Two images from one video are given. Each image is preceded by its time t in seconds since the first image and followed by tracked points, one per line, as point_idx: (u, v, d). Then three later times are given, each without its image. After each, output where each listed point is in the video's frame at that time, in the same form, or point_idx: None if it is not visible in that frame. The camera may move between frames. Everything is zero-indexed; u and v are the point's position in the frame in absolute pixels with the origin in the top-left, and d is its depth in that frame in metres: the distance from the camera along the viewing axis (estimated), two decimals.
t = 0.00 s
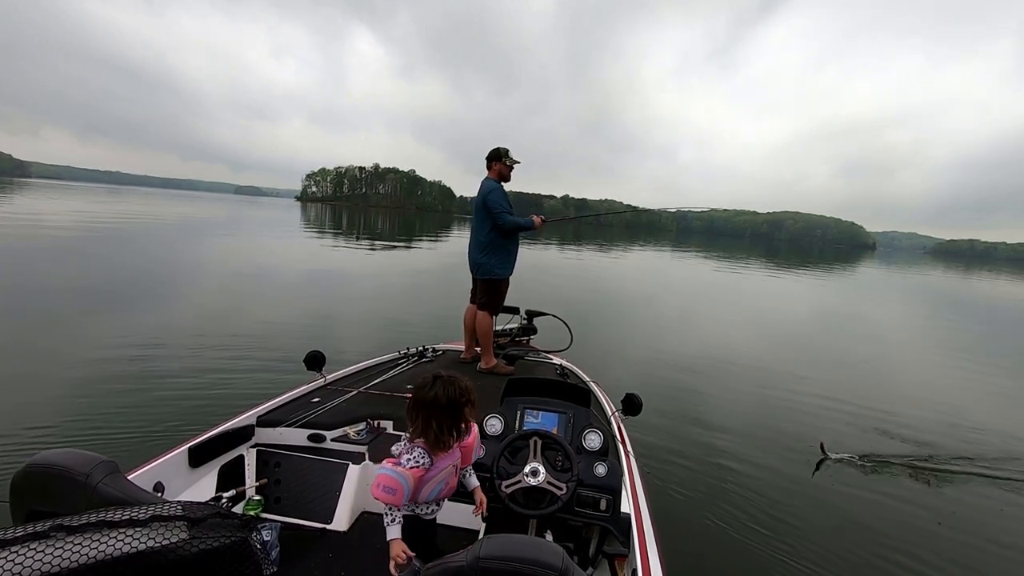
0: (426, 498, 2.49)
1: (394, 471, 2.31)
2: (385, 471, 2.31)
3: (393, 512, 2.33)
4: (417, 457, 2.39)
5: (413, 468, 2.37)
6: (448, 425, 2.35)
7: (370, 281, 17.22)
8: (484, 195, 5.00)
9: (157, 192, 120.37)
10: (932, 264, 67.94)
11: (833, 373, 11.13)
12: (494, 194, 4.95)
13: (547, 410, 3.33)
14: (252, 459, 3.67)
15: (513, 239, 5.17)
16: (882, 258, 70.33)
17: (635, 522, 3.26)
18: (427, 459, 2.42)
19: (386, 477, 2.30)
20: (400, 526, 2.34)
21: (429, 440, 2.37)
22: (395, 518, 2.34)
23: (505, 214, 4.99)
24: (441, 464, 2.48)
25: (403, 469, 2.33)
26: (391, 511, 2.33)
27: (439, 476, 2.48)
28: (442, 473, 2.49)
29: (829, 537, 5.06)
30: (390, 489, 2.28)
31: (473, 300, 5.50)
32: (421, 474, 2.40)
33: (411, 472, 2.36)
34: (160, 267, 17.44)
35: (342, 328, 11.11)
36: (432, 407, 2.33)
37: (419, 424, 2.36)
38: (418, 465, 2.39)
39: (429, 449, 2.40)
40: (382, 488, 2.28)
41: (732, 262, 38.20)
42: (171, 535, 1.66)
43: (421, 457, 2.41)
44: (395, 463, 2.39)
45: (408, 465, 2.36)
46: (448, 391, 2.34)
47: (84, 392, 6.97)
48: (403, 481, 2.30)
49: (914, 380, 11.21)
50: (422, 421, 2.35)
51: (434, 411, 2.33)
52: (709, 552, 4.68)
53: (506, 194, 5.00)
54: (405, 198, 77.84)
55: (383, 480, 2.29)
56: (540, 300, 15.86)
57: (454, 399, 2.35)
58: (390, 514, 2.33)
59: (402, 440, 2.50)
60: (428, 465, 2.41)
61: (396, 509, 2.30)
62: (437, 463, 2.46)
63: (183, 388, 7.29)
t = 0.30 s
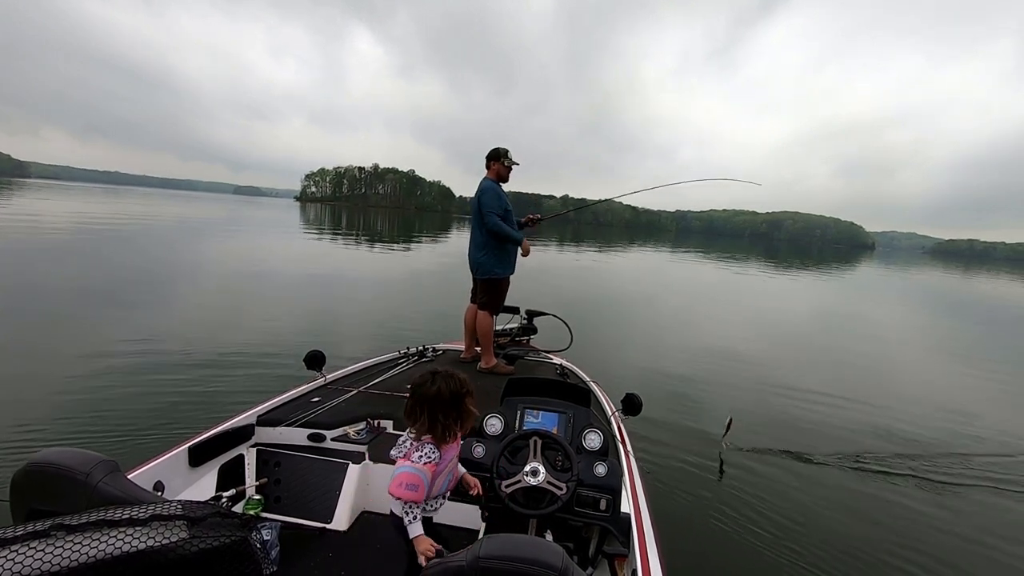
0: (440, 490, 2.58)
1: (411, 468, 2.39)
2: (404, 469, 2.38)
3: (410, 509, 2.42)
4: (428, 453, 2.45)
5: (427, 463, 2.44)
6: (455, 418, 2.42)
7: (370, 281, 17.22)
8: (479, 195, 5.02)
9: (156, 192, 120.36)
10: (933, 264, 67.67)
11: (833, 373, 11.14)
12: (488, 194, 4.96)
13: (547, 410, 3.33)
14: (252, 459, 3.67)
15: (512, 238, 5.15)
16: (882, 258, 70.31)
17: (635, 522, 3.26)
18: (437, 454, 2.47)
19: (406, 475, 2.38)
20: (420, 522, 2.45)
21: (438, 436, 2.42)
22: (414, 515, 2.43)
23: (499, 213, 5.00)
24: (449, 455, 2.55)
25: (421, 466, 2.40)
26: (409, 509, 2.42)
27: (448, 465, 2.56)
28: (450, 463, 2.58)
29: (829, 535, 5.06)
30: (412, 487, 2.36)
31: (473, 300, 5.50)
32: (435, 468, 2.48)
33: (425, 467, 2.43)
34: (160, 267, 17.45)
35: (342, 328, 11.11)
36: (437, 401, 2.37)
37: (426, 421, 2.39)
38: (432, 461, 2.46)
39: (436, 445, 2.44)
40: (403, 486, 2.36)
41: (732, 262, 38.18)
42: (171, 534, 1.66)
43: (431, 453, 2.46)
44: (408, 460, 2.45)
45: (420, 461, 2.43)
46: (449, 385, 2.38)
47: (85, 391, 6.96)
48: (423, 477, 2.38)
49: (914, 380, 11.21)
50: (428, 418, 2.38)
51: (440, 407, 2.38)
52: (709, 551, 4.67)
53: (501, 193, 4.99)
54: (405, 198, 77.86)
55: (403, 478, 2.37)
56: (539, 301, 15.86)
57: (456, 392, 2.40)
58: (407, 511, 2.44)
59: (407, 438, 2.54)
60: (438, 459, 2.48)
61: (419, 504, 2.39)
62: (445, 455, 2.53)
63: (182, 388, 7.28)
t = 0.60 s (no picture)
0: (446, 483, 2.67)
1: (436, 455, 2.47)
2: (430, 458, 2.45)
3: (433, 502, 2.49)
4: (441, 444, 2.54)
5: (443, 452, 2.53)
6: (460, 407, 2.60)
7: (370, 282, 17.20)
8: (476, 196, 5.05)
9: (156, 192, 120.35)
10: (933, 264, 67.69)
11: (833, 373, 11.15)
12: (484, 195, 4.99)
13: (548, 410, 3.33)
14: (252, 459, 3.67)
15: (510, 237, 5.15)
16: (882, 259, 70.32)
17: (635, 523, 3.27)
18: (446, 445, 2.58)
19: (433, 464, 2.44)
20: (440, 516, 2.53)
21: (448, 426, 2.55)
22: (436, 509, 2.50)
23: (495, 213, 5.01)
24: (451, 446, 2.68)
25: (442, 455, 2.49)
26: (432, 500, 2.49)
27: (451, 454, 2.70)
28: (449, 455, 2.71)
29: (830, 535, 5.05)
30: (441, 474, 2.44)
31: (473, 301, 5.49)
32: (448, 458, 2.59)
33: (444, 455, 2.52)
34: (160, 267, 17.44)
35: (342, 328, 11.10)
36: (444, 393, 2.55)
37: (434, 415, 2.52)
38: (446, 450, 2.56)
39: (447, 435, 2.56)
40: (433, 475, 2.42)
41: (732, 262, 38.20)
42: (171, 535, 1.66)
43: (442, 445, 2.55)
44: (425, 453, 2.49)
45: (437, 451, 2.51)
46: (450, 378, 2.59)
47: (84, 391, 6.96)
48: (446, 463, 2.49)
49: (914, 380, 11.22)
50: (437, 411, 2.52)
51: (447, 398, 2.54)
52: (709, 552, 4.67)
53: (497, 193, 5.00)
54: (404, 198, 77.83)
55: (431, 466, 2.43)
56: (539, 301, 15.84)
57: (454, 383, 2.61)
58: (429, 504, 2.49)
59: (411, 439, 2.56)
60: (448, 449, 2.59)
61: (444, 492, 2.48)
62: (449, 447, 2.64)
63: (182, 388, 7.28)
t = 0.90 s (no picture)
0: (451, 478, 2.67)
1: (447, 441, 2.52)
2: (444, 443, 2.49)
3: (454, 487, 2.46)
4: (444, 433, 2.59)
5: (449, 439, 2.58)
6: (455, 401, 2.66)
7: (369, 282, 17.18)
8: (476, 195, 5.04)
9: (154, 192, 120.20)
10: (932, 264, 67.71)
11: (833, 373, 11.16)
12: (485, 194, 4.97)
13: (548, 410, 3.33)
14: (252, 460, 3.66)
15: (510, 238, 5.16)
16: (881, 258, 70.35)
17: (636, 524, 3.27)
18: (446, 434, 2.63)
19: (448, 449, 2.48)
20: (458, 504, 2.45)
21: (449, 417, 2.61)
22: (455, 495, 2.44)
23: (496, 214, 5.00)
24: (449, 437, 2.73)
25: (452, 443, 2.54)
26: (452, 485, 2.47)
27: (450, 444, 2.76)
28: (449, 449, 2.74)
29: (831, 534, 5.05)
30: (455, 458, 2.48)
31: (473, 301, 5.49)
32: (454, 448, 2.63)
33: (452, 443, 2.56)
34: (160, 267, 17.41)
35: (341, 328, 11.08)
36: (439, 389, 2.57)
37: (434, 410, 2.55)
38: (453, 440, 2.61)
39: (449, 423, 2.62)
40: (450, 457, 2.46)
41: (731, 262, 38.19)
42: (172, 537, 1.65)
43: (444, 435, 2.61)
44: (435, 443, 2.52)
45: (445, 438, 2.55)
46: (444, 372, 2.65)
47: (83, 392, 6.94)
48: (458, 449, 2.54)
49: (913, 380, 11.23)
50: (436, 406, 2.55)
51: (443, 395, 2.58)
52: (709, 552, 4.67)
53: (497, 194, 4.99)
54: (404, 198, 77.79)
55: (447, 450, 2.48)
56: (539, 301, 15.83)
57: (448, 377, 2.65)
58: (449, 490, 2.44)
59: (415, 436, 2.56)
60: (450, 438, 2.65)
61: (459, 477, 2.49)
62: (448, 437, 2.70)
63: (182, 388, 7.27)
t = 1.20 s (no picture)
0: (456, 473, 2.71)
1: (456, 435, 2.54)
2: (454, 437, 2.51)
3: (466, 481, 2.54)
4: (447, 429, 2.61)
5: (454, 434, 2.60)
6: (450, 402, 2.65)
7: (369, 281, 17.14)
8: (481, 194, 4.99)
9: (153, 191, 119.91)
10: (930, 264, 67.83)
11: (831, 372, 11.18)
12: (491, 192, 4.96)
13: (548, 410, 3.33)
14: (252, 461, 3.65)
15: (512, 238, 5.21)
16: (879, 259, 70.46)
17: (636, 523, 3.27)
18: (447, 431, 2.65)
19: (458, 442, 2.51)
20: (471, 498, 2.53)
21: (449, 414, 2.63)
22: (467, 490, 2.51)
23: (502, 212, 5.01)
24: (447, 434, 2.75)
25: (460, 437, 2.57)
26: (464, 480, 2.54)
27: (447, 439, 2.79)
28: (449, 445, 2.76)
29: (831, 534, 5.05)
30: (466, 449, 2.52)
31: (473, 301, 5.49)
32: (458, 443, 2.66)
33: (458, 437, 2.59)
34: (159, 266, 17.37)
35: (341, 328, 11.07)
36: (437, 389, 2.56)
37: (435, 408, 2.55)
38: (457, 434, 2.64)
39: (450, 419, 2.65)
40: (463, 450, 2.49)
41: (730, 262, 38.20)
42: (172, 537, 1.65)
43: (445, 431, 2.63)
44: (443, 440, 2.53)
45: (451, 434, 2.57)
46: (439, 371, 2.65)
47: (82, 391, 6.92)
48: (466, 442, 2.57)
49: (912, 380, 11.26)
50: (434, 406, 2.55)
51: (439, 396, 2.56)
52: (708, 551, 4.68)
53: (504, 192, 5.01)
54: (403, 197, 77.66)
55: (457, 443, 2.50)
56: (539, 301, 15.80)
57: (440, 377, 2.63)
58: (461, 488, 2.51)
59: (420, 437, 2.55)
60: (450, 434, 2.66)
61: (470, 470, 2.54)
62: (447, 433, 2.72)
63: (181, 388, 7.25)
